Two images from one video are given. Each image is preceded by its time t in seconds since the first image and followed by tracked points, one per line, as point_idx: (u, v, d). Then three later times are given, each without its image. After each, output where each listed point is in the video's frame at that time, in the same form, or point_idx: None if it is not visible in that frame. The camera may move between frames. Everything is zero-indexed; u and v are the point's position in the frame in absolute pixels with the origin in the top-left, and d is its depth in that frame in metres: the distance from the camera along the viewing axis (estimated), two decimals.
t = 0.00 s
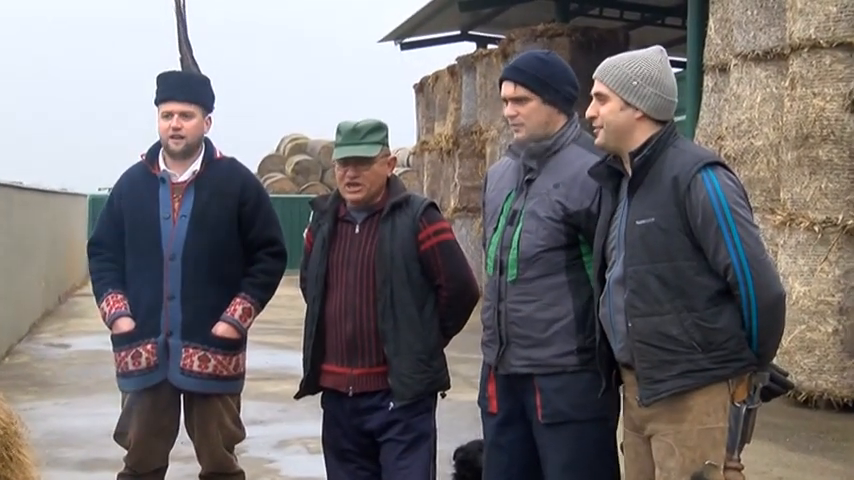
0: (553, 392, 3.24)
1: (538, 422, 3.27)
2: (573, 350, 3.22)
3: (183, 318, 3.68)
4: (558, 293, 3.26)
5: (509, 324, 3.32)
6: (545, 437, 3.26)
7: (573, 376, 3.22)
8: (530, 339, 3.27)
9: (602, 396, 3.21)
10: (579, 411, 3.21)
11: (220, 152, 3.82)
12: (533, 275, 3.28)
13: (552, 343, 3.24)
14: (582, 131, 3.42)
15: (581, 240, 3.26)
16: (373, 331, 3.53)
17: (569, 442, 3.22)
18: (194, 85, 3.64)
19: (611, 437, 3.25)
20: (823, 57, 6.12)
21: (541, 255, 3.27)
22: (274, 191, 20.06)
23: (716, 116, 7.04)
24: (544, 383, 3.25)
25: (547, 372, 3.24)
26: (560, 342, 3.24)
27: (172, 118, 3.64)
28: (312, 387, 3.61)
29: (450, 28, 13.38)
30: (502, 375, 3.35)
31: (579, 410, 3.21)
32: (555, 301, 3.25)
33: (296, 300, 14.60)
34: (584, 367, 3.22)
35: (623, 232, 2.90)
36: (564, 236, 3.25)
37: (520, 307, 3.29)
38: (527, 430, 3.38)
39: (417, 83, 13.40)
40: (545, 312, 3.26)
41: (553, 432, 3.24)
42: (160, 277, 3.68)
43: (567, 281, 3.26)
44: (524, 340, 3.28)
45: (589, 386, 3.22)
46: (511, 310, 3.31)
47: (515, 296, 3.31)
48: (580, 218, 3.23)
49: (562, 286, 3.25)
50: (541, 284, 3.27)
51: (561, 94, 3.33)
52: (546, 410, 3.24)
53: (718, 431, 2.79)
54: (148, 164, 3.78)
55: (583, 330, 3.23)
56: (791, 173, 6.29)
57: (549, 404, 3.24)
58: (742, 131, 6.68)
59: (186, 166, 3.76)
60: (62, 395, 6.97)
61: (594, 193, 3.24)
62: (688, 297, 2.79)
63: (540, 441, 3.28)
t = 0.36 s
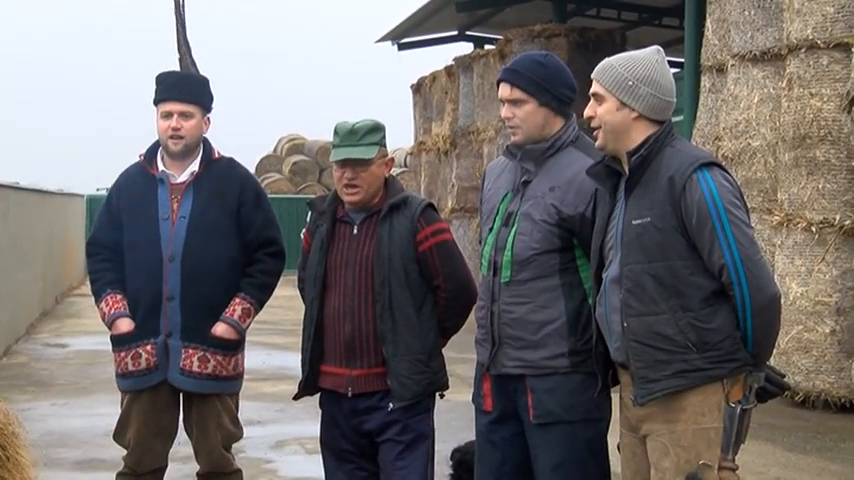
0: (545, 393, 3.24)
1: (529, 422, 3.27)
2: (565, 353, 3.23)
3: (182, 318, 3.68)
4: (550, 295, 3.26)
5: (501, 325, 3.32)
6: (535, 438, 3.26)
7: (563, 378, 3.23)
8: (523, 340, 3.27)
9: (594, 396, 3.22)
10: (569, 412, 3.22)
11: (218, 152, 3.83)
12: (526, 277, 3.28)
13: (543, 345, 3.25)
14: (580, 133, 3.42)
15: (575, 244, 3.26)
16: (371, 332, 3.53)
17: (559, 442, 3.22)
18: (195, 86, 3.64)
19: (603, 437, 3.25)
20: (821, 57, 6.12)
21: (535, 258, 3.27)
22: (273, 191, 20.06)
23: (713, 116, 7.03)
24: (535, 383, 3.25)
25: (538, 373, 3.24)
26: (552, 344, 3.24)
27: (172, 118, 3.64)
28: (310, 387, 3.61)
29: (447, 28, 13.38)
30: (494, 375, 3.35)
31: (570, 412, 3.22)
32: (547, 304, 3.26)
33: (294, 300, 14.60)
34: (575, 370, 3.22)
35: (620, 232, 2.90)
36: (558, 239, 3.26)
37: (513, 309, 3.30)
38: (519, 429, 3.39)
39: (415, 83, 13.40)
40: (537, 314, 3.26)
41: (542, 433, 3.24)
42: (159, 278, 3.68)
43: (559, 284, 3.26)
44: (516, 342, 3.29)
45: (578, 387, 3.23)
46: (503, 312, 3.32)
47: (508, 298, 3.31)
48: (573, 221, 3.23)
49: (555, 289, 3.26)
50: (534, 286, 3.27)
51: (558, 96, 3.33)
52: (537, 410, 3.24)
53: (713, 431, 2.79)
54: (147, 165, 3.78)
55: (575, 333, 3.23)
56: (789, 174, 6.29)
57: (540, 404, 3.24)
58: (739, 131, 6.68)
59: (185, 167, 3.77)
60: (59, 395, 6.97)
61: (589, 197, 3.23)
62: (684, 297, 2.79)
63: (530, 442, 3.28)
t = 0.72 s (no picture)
0: (541, 393, 3.24)
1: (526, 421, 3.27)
2: (562, 352, 3.23)
3: (184, 318, 3.68)
4: (547, 296, 3.26)
5: (499, 325, 3.32)
6: (532, 437, 3.26)
7: (559, 378, 3.23)
8: (520, 340, 3.27)
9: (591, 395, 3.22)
10: (566, 411, 3.22)
11: (216, 152, 3.84)
12: (524, 278, 3.28)
13: (539, 345, 3.24)
14: (580, 134, 3.42)
15: (573, 245, 3.26)
16: (371, 332, 3.53)
17: (555, 442, 3.22)
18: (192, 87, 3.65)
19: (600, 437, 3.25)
20: (821, 57, 6.12)
21: (533, 259, 3.27)
22: (272, 191, 20.06)
23: (713, 116, 7.03)
24: (532, 383, 3.25)
25: (534, 373, 3.24)
26: (549, 345, 3.24)
27: (170, 119, 3.64)
28: (311, 388, 3.61)
29: (447, 28, 13.38)
30: (492, 375, 3.35)
31: (567, 411, 3.22)
32: (544, 304, 3.26)
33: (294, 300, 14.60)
34: (571, 369, 3.22)
35: (618, 235, 2.90)
36: (556, 240, 3.26)
37: (511, 308, 3.30)
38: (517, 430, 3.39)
39: (414, 83, 13.40)
40: (534, 314, 3.26)
41: (539, 433, 3.24)
42: (160, 277, 3.68)
43: (557, 285, 3.26)
44: (513, 341, 3.29)
45: (576, 387, 3.23)
46: (502, 311, 3.32)
47: (506, 298, 3.31)
48: (573, 220, 3.23)
49: (552, 289, 3.25)
50: (532, 286, 3.27)
51: (559, 96, 3.33)
52: (533, 410, 3.24)
53: (714, 431, 2.78)
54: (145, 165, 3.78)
55: (571, 334, 3.23)
56: (789, 174, 6.29)
57: (537, 404, 3.24)
58: (739, 131, 6.68)
59: (184, 166, 3.77)
60: (59, 395, 6.97)
61: (587, 199, 3.23)
62: (683, 298, 2.78)
63: (526, 441, 3.28)
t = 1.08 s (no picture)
0: (542, 392, 3.24)
1: (526, 421, 3.28)
2: (563, 351, 3.23)
3: (184, 318, 3.69)
4: (548, 294, 3.26)
5: (499, 323, 3.32)
6: (533, 437, 3.26)
7: (561, 377, 3.23)
8: (520, 339, 3.27)
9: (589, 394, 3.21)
10: (566, 411, 3.22)
11: (215, 153, 3.84)
12: (524, 276, 3.28)
13: (540, 343, 3.25)
14: (579, 131, 3.42)
15: (573, 243, 3.26)
16: (371, 329, 3.53)
17: (556, 442, 3.22)
18: (189, 89, 3.66)
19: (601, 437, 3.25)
20: (822, 57, 6.12)
21: (533, 257, 3.27)
22: (273, 191, 20.07)
23: (714, 116, 7.04)
24: (533, 382, 3.25)
25: (536, 372, 3.24)
26: (550, 343, 3.24)
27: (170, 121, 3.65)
28: (307, 382, 3.61)
29: (448, 28, 13.38)
30: (493, 374, 3.35)
31: (566, 411, 3.22)
32: (544, 303, 3.26)
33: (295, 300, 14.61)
34: (573, 368, 3.22)
35: (619, 229, 2.90)
36: (557, 238, 3.26)
37: (511, 307, 3.30)
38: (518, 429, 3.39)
39: (415, 83, 13.39)
40: (535, 313, 3.26)
41: (540, 432, 3.24)
42: (161, 276, 3.68)
43: (557, 285, 3.26)
44: (514, 340, 3.29)
45: (575, 387, 3.22)
46: (502, 310, 3.32)
47: (507, 296, 3.31)
48: (574, 220, 3.23)
49: (552, 288, 3.26)
50: (532, 285, 3.27)
51: (559, 93, 3.33)
52: (535, 410, 3.24)
53: (705, 429, 2.78)
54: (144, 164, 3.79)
55: (572, 333, 3.23)
56: (790, 173, 6.29)
57: (538, 404, 3.24)
58: (740, 130, 6.67)
59: (183, 166, 3.77)
60: (61, 395, 6.99)
61: (587, 196, 3.24)
62: (680, 295, 2.79)
63: (527, 441, 3.28)
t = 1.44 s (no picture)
0: (549, 392, 3.24)
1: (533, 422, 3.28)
2: (569, 349, 3.23)
3: (187, 317, 3.69)
4: (553, 293, 3.26)
5: (504, 324, 3.32)
6: (539, 437, 3.26)
7: (568, 376, 3.23)
8: (526, 339, 3.27)
9: (594, 396, 3.21)
10: (572, 410, 3.21)
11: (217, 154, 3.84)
12: (529, 275, 3.28)
13: (547, 343, 3.25)
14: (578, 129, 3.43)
15: (577, 241, 3.26)
16: (372, 328, 3.53)
17: (563, 442, 3.22)
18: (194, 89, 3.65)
19: (607, 437, 3.25)
20: (823, 57, 6.12)
21: (538, 256, 3.27)
22: (274, 191, 20.07)
23: (715, 116, 7.04)
24: (540, 383, 3.25)
25: (544, 372, 3.24)
26: (556, 343, 3.24)
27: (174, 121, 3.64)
28: (307, 381, 3.61)
29: (449, 28, 13.37)
30: (498, 375, 3.35)
31: (572, 411, 3.22)
32: (550, 302, 3.26)
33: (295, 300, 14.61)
34: (579, 368, 3.22)
35: (618, 229, 2.90)
36: (561, 236, 3.26)
37: (516, 307, 3.30)
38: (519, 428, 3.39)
39: (416, 83, 13.39)
40: (541, 312, 3.26)
41: (547, 433, 3.24)
42: (165, 276, 3.68)
43: (563, 283, 3.26)
44: (520, 340, 3.29)
45: (582, 387, 3.22)
46: (506, 311, 3.31)
47: (512, 296, 3.31)
48: (578, 219, 3.23)
49: (557, 287, 3.26)
50: (538, 283, 3.27)
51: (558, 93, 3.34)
52: (543, 410, 3.24)
53: (706, 429, 2.78)
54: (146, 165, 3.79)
55: (579, 331, 3.23)
56: (791, 173, 6.29)
57: (545, 404, 3.24)
58: (742, 131, 6.67)
59: (187, 166, 3.78)
60: (62, 395, 6.99)
61: (591, 194, 3.25)
62: (681, 293, 2.78)
63: (534, 441, 3.28)
